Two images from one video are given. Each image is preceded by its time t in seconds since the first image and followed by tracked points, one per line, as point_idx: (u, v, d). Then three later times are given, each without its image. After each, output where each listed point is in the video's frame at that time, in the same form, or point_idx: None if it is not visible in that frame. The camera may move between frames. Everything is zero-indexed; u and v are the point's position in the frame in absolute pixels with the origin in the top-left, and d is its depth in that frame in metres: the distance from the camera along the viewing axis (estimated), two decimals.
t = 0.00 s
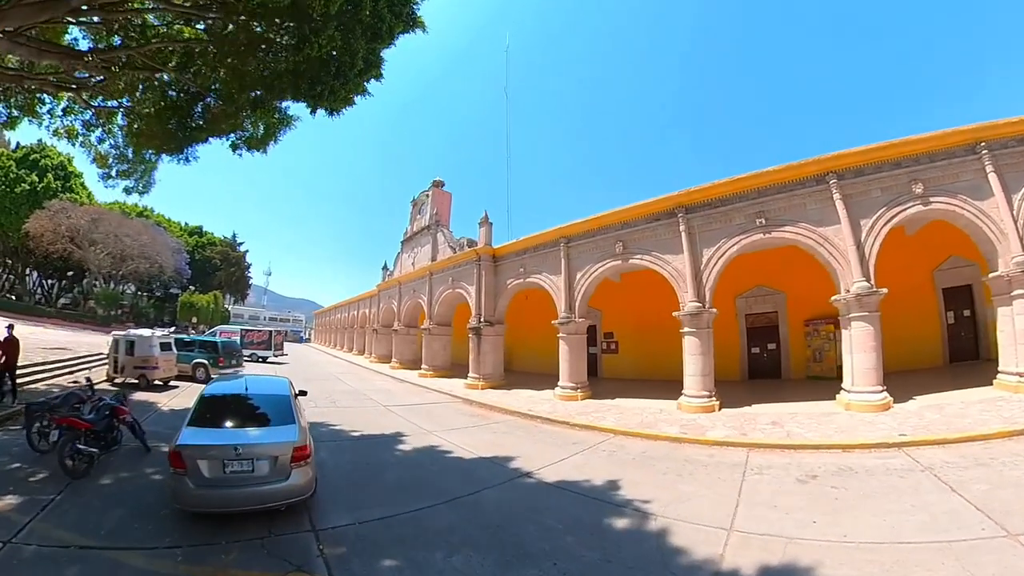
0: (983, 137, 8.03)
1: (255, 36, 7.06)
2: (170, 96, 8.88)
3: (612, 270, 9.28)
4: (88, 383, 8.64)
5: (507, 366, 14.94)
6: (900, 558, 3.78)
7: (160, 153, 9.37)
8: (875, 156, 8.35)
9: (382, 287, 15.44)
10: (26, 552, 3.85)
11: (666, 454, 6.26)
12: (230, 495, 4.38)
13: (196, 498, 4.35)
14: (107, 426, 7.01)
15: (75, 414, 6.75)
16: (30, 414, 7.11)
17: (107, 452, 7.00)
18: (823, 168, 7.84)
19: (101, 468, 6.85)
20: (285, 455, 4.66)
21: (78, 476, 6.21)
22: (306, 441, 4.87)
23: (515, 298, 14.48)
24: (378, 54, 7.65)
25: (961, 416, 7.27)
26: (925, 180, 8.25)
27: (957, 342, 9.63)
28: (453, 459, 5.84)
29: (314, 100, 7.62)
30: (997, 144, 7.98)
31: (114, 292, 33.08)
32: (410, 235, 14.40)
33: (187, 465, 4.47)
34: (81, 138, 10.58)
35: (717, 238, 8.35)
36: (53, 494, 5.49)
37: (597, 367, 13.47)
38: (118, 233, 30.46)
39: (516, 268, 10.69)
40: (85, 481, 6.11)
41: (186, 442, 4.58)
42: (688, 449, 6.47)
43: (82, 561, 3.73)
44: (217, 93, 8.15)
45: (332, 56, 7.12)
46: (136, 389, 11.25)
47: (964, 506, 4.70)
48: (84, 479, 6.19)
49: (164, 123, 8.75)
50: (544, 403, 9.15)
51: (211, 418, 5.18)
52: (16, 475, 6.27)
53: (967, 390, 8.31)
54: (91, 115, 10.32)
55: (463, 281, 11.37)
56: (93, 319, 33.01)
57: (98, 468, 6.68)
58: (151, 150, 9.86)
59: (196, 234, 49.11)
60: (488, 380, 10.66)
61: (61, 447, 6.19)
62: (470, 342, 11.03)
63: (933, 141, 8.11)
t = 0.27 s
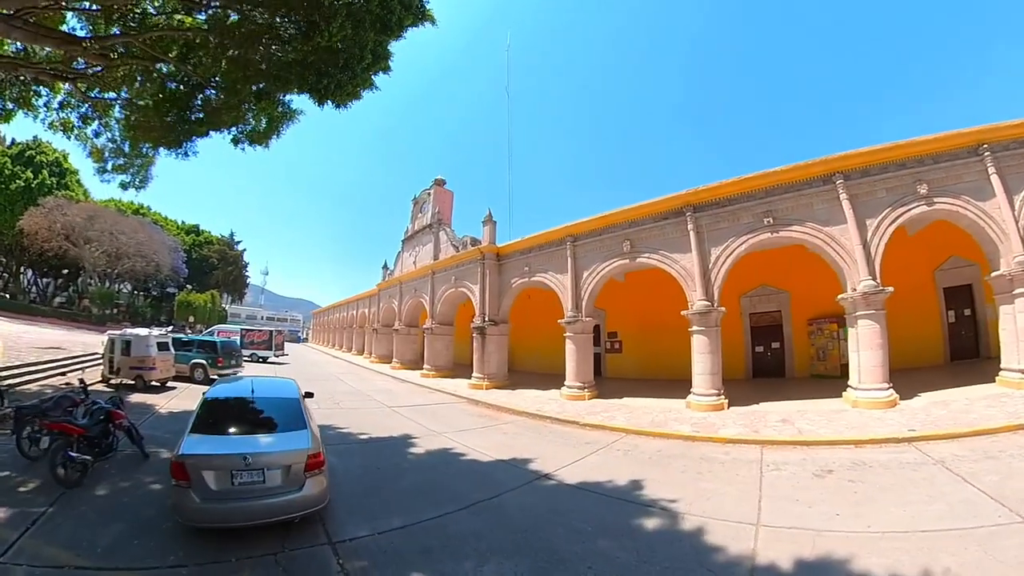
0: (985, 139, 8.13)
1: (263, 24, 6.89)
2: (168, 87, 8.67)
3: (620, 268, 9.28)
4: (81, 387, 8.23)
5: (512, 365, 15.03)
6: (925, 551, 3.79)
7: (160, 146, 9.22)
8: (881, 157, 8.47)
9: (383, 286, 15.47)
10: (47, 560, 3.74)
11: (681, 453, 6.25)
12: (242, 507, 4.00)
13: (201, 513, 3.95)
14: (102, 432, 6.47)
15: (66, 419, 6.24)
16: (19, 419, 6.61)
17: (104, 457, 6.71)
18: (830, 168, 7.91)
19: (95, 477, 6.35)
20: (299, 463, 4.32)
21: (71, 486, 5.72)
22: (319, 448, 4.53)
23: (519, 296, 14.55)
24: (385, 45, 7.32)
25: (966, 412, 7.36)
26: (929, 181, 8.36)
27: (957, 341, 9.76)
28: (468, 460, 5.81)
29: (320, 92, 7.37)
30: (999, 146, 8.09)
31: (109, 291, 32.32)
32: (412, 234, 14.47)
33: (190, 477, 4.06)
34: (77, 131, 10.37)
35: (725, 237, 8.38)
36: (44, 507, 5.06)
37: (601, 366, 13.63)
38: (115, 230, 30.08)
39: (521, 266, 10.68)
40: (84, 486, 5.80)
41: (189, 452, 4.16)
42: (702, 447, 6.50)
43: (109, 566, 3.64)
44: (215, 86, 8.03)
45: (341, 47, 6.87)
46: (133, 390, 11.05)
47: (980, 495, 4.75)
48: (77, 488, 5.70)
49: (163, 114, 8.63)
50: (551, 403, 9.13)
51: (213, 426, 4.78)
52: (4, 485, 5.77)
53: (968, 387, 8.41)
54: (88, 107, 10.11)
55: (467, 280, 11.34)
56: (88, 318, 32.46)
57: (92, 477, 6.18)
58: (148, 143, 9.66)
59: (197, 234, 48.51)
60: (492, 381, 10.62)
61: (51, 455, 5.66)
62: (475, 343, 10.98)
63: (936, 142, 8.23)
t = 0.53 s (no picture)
0: (988, 142, 8.22)
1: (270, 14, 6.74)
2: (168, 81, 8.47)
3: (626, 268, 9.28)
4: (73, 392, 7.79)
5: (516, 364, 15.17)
6: (948, 544, 3.81)
7: (156, 141, 8.89)
8: (886, 159, 8.58)
9: (385, 285, 15.52)
10: (70, 567, 3.64)
11: (696, 453, 6.24)
12: (254, 528, 3.63)
13: (210, 535, 3.56)
14: (97, 441, 5.96)
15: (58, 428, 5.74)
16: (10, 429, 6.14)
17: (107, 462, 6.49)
18: (837, 169, 7.96)
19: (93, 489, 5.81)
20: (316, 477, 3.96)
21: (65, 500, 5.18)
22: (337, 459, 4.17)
23: (524, 297, 14.71)
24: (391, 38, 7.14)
25: (970, 409, 7.44)
26: (933, 183, 8.46)
27: (958, 341, 9.88)
28: (484, 464, 5.74)
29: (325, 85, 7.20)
30: (1001, 150, 8.18)
31: (105, 290, 31.82)
32: (413, 234, 14.54)
33: (197, 495, 3.66)
34: (73, 125, 10.15)
35: (733, 237, 8.41)
36: (36, 524, 4.55)
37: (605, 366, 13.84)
38: (110, 228, 29.72)
39: (526, 266, 10.69)
40: (79, 499, 5.30)
41: (196, 467, 3.75)
42: (716, 446, 6.52)
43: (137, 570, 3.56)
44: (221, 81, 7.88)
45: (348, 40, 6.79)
46: (130, 393, 10.86)
47: (992, 486, 4.80)
48: (71, 503, 5.19)
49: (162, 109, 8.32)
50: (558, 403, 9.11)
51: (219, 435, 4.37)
52: None
53: (970, 386, 8.51)
54: (84, 101, 9.90)
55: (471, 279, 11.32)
56: (82, 317, 31.87)
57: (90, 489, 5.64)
58: (144, 138, 9.46)
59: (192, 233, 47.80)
60: (497, 381, 10.57)
61: (43, 467, 5.16)
62: (479, 343, 10.96)
63: (941, 146, 8.33)
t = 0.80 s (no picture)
0: (988, 143, 8.33)
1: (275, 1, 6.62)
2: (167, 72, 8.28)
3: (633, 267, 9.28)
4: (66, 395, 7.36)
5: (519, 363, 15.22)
6: (967, 532, 3.84)
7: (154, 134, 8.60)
8: (890, 160, 8.67)
9: (387, 283, 15.47)
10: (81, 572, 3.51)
11: (711, 450, 6.23)
12: (272, 546, 3.24)
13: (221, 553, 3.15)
14: (91, 447, 5.50)
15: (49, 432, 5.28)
16: None
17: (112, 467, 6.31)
18: (842, 170, 8.02)
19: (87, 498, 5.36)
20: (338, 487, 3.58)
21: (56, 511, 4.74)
22: (358, 466, 3.78)
23: (528, 296, 14.78)
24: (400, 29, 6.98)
25: (974, 405, 7.52)
26: (936, 184, 8.56)
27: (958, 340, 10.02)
28: (499, 464, 5.67)
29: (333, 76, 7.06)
30: (1001, 151, 8.29)
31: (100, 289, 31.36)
32: (414, 232, 14.50)
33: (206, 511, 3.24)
34: (68, 118, 9.94)
35: (740, 236, 8.44)
36: (25, 540, 4.13)
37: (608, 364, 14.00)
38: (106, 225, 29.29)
39: (530, 264, 10.70)
40: (73, 510, 4.88)
41: (202, 480, 3.33)
42: (729, 443, 6.53)
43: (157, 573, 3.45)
44: (224, 74, 7.72)
45: (357, 31, 6.66)
46: (127, 394, 10.65)
47: (1003, 477, 4.85)
48: (64, 514, 4.76)
49: (161, 101, 8.05)
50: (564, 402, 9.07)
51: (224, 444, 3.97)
52: None
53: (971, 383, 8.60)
54: (81, 92, 9.65)
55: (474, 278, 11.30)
56: (76, 316, 31.26)
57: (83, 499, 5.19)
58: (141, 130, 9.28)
59: (190, 230, 47.13)
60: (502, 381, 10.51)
61: (32, 476, 4.72)
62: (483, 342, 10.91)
63: (944, 147, 8.43)
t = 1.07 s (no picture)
0: (989, 148, 8.41)
1: None
2: (164, 64, 7.92)
3: (639, 267, 9.27)
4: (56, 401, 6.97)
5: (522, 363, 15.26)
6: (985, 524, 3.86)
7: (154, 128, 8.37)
8: (894, 164, 8.74)
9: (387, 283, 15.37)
10: None
11: (725, 452, 6.22)
12: None
13: None
14: (84, 462, 4.97)
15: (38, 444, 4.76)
16: None
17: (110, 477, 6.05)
18: (848, 172, 8.06)
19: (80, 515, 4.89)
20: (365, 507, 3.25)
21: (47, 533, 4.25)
22: (382, 483, 3.48)
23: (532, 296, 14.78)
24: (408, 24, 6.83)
25: (976, 403, 7.60)
26: (939, 188, 8.64)
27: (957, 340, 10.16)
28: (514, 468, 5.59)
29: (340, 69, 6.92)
30: (1001, 157, 8.40)
31: (94, 287, 30.71)
32: (415, 232, 14.42)
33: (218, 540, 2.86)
34: (60, 111, 9.68)
35: (747, 238, 8.46)
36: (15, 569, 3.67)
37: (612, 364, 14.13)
38: (99, 223, 28.75)
39: (534, 265, 10.67)
40: (68, 531, 4.43)
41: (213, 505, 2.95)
42: (742, 444, 6.53)
43: None
44: (223, 66, 7.50)
45: (366, 23, 6.51)
46: (121, 397, 10.42)
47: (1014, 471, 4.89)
48: (58, 536, 4.30)
49: (158, 93, 7.78)
50: (571, 404, 9.03)
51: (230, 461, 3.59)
52: None
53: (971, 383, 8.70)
54: (75, 84, 9.40)
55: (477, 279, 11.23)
56: (69, 316, 30.61)
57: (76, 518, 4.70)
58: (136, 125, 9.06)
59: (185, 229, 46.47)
60: (506, 383, 10.46)
61: (20, 495, 4.21)
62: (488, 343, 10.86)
63: (947, 151, 8.51)
